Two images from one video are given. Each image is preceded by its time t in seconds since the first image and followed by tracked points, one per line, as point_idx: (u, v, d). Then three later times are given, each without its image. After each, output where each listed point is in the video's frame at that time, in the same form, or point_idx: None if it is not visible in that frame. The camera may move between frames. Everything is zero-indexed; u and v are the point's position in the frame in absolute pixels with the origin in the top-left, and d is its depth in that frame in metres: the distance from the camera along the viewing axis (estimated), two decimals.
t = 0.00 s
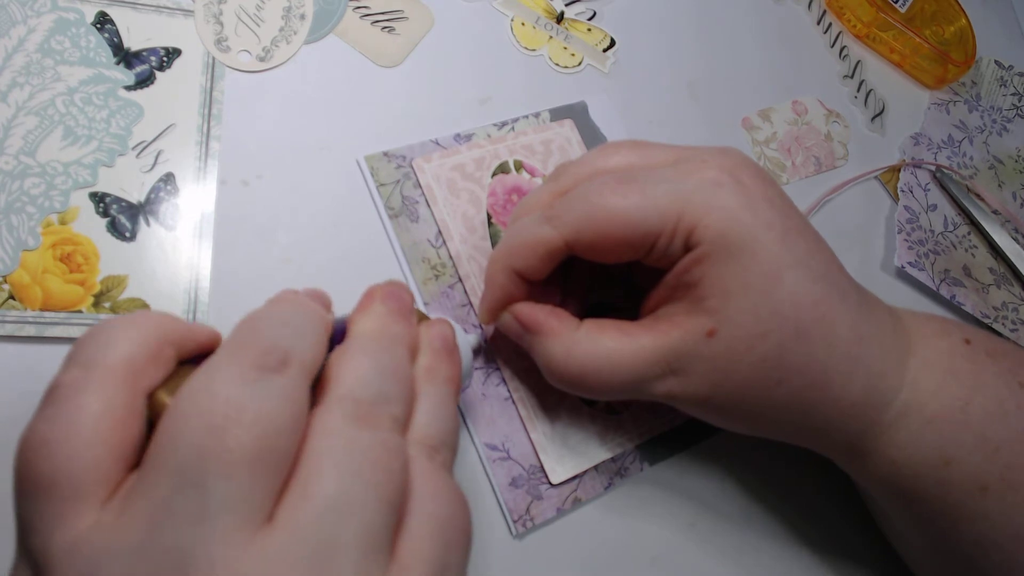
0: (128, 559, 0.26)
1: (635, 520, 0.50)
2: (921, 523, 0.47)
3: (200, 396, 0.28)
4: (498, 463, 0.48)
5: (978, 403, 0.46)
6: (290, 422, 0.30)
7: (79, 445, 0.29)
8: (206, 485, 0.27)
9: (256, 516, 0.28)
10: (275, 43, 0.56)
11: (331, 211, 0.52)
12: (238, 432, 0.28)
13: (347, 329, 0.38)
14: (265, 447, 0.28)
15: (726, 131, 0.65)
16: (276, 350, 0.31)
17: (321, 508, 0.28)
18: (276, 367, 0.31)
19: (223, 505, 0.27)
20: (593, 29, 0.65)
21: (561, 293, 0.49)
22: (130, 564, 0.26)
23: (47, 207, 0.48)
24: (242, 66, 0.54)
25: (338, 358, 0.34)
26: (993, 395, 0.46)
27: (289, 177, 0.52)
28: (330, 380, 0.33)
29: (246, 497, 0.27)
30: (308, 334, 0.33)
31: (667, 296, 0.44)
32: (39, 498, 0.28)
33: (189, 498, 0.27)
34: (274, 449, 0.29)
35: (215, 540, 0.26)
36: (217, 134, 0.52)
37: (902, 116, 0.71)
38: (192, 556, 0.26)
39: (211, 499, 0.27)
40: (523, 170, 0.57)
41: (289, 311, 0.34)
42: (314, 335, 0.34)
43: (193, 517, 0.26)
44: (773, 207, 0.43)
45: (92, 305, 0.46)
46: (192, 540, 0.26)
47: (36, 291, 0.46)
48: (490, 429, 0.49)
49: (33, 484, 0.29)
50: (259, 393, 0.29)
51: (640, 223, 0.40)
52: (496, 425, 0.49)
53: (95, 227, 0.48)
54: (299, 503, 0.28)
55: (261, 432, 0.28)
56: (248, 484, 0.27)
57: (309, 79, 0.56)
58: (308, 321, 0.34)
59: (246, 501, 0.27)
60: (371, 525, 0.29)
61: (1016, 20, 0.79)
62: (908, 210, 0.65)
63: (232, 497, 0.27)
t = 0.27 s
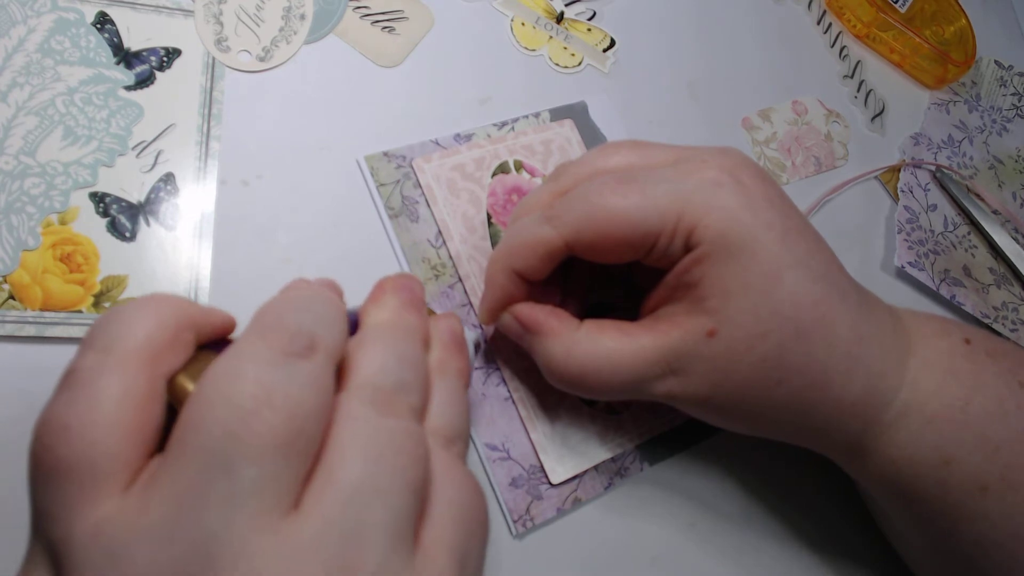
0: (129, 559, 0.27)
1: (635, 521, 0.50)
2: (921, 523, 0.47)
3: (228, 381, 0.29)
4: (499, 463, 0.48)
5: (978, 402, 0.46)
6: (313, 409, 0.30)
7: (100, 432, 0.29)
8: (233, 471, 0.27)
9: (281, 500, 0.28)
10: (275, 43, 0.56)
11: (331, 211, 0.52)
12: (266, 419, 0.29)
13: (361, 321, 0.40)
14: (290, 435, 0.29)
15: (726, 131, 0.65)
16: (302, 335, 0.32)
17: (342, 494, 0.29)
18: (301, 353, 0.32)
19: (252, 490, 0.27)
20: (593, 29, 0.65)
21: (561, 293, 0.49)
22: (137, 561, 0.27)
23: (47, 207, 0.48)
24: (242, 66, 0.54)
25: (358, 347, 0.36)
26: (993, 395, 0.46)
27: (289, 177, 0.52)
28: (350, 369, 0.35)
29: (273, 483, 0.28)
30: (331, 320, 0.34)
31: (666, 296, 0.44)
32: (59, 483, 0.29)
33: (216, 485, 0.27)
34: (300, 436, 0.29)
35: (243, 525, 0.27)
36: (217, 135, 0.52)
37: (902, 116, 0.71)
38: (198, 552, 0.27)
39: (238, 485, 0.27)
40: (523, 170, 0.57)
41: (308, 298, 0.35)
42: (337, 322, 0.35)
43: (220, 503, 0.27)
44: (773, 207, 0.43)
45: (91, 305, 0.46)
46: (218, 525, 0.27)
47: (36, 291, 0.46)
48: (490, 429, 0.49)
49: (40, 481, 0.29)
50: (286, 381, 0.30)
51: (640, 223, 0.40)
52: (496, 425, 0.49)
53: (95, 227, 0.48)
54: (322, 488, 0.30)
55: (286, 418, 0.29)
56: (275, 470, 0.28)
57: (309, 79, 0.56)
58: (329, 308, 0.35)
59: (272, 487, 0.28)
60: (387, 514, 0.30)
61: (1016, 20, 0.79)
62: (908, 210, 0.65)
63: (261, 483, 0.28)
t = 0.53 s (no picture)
0: (129, 559, 0.27)
1: (635, 521, 0.50)
2: (921, 523, 0.47)
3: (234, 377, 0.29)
4: (499, 463, 0.48)
5: (978, 402, 0.46)
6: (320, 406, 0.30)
7: (107, 430, 0.29)
8: (239, 466, 0.27)
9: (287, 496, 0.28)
10: (275, 43, 0.56)
11: (331, 211, 0.52)
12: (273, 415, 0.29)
13: (366, 318, 0.40)
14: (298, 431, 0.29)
15: (726, 131, 0.65)
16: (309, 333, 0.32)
17: (348, 489, 0.30)
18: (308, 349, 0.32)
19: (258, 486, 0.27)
20: (593, 29, 0.65)
21: (561, 293, 0.49)
22: (142, 560, 0.27)
23: (47, 207, 0.48)
24: (242, 66, 0.54)
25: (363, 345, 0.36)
26: (993, 394, 0.46)
27: (289, 177, 0.52)
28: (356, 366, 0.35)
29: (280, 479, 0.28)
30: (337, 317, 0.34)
31: (666, 296, 0.44)
32: (66, 481, 0.29)
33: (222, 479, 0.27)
34: (306, 432, 0.29)
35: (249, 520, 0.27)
36: (217, 135, 0.52)
37: (902, 116, 0.71)
38: (203, 551, 0.27)
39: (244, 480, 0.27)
40: (523, 170, 0.57)
41: (313, 296, 0.34)
42: (342, 320, 0.34)
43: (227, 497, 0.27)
44: (773, 207, 0.43)
45: (92, 305, 0.46)
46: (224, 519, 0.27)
47: (36, 291, 0.46)
48: (490, 429, 0.49)
49: (47, 479, 0.29)
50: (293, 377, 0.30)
51: (640, 223, 0.40)
52: (497, 425, 0.49)
53: (95, 227, 0.48)
54: (329, 483, 0.30)
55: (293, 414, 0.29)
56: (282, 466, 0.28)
57: (309, 79, 0.56)
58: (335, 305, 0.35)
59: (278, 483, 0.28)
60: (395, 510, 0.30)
61: (1016, 20, 0.79)
62: (908, 210, 0.65)
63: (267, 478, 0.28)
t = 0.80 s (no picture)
0: (129, 560, 0.27)
1: (635, 521, 0.50)
2: (921, 523, 0.47)
3: (225, 382, 0.29)
4: (498, 463, 0.48)
5: (978, 402, 0.46)
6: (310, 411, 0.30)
7: (94, 436, 0.29)
8: (225, 474, 0.27)
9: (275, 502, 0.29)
10: (275, 43, 0.56)
11: (331, 211, 0.52)
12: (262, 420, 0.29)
13: (359, 323, 0.40)
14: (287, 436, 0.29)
15: (726, 131, 0.65)
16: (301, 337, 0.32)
17: (336, 495, 0.30)
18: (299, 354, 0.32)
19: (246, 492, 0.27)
20: (593, 29, 0.65)
21: (561, 293, 0.49)
22: (125, 566, 0.27)
23: (47, 207, 0.48)
24: (242, 66, 0.54)
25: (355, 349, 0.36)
26: (993, 394, 0.46)
27: (289, 178, 0.52)
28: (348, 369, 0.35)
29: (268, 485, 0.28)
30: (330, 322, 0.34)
31: (667, 296, 0.44)
32: (52, 486, 0.29)
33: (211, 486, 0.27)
34: (293, 439, 0.29)
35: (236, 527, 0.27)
36: (217, 135, 0.52)
37: (902, 116, 0.71)
38: (186, 557, 0.27)
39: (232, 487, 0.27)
40: (523, 170, 0.57)
41: (306, 301, 0.35)
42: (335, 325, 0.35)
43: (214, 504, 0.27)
44: (773, 207, 0.43)
45: (92, 305, 0.46)
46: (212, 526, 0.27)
47: (36, 291, 0.46)
48: (490, 429, 0.49)
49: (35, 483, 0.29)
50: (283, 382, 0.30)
51: (641, 223, 0.40)
52: (497, 425, 0.49)
53: (95, 227, 0.48)
54: (315, 488, 0.30)
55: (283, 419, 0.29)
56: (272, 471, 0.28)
57: (309, 79, 0.56)
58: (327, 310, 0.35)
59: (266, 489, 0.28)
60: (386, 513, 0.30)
61: (1016, 20, 0.79)
62: (908, 210, 0.65)
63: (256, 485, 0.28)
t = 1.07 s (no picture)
0: None
1: (636, 518, 0.50)
2: (920, 523, 0.47)
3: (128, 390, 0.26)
4: (499, 463, 0.48)
5: (978, 401, 0.46)
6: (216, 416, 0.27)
7: None
8: (86, 488, 0.24)
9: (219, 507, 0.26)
10: (275, 43, 0.56)
11: (331, 211, 0.52)
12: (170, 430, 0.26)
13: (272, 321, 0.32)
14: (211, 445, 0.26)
15: (726, 131, 0.65)
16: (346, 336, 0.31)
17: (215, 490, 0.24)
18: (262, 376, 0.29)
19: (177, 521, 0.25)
20: (593, 29, 0.65)
21: (561, 292, 0.49)
22: None
23: (47, 207, 0.48)
24: (242, 66, 0.54)
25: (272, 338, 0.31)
26: (993, 394, 0.46)
27: (289, 177, 0.52)
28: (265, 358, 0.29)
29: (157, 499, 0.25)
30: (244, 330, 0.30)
31: (669, 297, 0.44)
32: None
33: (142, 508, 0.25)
34: (171, 443, 0.25)
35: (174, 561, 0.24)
36: (217, 135, 0.52)
37: (902, 116, 0.70)
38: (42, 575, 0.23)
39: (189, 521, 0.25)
40: (523, 170, 0.57)
41: (224, 296, 0.31)
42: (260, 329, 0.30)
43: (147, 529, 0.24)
44: (774, 206, 0.43)
45: (92, 305, 0.46)
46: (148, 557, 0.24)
47: (37, 291, 0.46)
48: (490, 429, 0.49)
49: None
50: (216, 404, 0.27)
51: (640, 223, 0.40)
52: (497, 425, 0.49)
53: (95, 227, 0.48)
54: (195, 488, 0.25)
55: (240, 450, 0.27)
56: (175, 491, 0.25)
57: (309, 79, 0.56)
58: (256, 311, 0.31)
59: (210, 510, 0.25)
60: (279, 510, 0.25)
61: (1016, 20, 0.79)
62: (908, 210, 0.65)
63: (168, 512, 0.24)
